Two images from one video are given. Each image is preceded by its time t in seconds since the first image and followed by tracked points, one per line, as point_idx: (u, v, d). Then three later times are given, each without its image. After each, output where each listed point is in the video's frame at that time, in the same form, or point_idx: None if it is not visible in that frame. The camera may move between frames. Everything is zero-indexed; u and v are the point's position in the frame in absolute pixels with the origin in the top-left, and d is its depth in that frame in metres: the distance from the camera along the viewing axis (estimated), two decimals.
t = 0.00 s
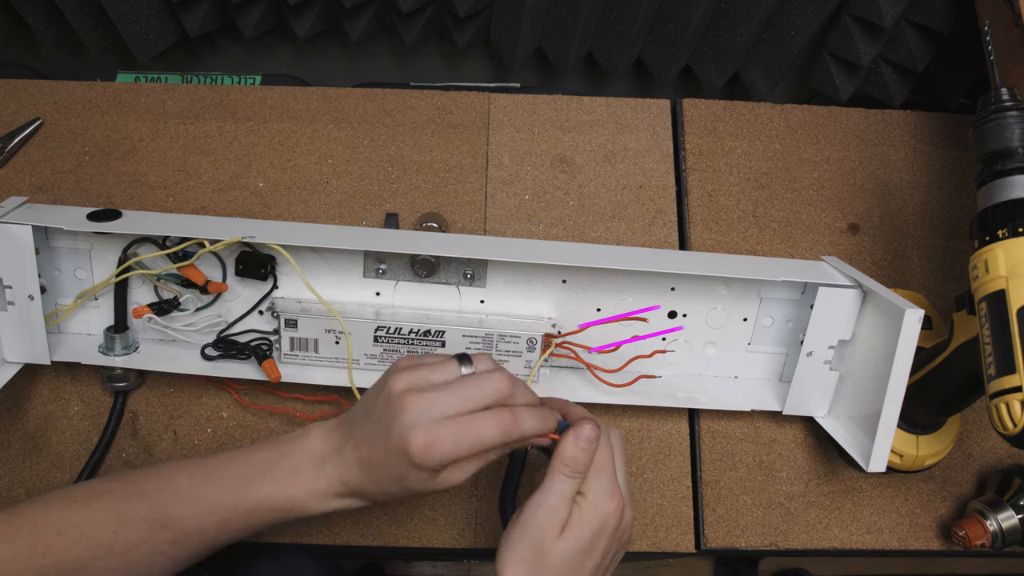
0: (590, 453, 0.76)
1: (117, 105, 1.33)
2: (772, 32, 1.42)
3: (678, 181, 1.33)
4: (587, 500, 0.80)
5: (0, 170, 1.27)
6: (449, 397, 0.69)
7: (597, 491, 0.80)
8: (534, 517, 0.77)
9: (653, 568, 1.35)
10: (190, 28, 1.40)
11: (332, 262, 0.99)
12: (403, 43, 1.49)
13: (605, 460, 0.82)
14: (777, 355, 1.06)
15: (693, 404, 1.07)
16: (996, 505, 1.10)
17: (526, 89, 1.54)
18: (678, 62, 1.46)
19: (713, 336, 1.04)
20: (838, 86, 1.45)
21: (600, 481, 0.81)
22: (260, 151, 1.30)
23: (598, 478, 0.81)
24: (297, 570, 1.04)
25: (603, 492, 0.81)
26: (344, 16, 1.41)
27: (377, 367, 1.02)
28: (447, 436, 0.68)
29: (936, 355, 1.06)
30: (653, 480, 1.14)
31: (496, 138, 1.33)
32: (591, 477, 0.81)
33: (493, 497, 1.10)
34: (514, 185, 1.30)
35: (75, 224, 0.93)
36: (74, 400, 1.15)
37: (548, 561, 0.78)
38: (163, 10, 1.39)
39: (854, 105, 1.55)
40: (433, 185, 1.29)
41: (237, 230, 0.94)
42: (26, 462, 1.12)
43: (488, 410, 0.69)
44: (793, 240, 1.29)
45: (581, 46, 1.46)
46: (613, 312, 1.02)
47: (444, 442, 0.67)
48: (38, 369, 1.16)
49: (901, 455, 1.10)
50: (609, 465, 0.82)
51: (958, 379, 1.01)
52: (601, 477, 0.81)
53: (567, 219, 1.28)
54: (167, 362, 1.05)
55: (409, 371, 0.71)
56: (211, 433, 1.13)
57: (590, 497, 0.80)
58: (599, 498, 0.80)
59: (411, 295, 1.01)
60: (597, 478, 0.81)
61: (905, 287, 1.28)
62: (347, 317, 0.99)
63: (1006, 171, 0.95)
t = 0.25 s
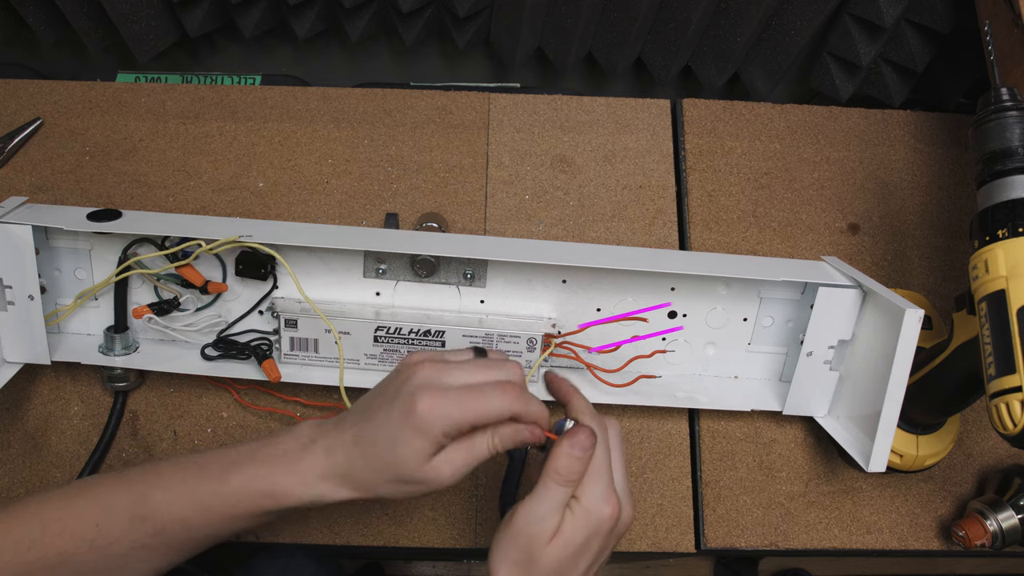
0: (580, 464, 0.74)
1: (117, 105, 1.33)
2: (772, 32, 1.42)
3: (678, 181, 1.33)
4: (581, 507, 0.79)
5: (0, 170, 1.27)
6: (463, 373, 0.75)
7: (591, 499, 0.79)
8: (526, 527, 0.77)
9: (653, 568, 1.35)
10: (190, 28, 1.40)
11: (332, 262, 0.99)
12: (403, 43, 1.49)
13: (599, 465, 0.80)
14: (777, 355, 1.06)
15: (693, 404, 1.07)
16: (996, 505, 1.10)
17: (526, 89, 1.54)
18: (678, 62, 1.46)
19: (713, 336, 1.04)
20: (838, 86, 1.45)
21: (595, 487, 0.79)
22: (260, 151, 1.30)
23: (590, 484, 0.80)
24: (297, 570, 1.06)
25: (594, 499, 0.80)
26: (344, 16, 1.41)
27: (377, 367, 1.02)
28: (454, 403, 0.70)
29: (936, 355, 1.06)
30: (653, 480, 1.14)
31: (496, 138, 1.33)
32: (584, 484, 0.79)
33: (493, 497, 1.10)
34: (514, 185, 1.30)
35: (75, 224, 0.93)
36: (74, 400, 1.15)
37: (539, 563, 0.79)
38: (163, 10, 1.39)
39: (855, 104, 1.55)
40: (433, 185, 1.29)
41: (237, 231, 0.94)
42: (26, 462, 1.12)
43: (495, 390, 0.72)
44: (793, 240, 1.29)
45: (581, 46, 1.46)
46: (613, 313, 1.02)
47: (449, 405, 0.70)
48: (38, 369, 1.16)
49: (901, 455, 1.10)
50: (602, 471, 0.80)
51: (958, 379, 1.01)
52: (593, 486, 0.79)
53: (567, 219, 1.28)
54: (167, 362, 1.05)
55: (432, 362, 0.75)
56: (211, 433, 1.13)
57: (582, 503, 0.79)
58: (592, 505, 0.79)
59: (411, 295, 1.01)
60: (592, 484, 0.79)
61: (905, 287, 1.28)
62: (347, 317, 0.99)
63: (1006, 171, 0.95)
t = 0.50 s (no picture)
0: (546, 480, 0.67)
1: (117, 105, 1.33)
2: (772, 32, 1.42)
3: (678, 181, 1.33)
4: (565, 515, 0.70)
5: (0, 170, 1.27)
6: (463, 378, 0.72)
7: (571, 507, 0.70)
8: (514, 535, 0.74)
9: (653, 568, 1.35)
10: (190, 28, 1.40)
11: (332, 262, 0.99)
12: (403, 43, 1.49)
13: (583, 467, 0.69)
14: (777, 355, 1.06)
15: (693, 404, 1.07)
16: (996, 505, 1.10)
17: (526, 89, 1.54)
18: (678, 62, 1.46)
19: (713, 336, 1.04)
20: (838, 86, 1.45)
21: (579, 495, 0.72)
22: (260, 151, 1.30)
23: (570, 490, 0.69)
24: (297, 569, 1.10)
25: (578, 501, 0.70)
26: (344, 16, 1.41)
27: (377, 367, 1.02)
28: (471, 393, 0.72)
29: (936, 355, 1.06)
30: (653, 480, 1.14)
31: (496, 138, 1.33)
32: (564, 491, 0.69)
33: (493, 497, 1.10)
34: (514, 185, 1.30)
35: (75, 224, 0.93)
36: (74, 400, 1.15)
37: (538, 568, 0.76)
38: (163, 10, 1.39)
39: (855, 105, 1.55)
40: (433, 185, 1.29)
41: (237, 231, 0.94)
42: (26, 462, 1.12)
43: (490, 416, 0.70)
44: (793, 240, 1.29)
45: (581, 46, 1.46)
46: (613, 313, 1.02)
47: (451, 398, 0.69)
48: (38, 369, 1.16)
49: (901, 455, 1.10)
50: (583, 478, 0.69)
51: (958, 379, 1.01)
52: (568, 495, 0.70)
53: (567, 219, 1.28)
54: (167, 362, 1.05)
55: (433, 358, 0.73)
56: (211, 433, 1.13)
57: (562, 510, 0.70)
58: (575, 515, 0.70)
59: (411, 295, 1.01)
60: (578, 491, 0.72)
61: (905, 287, 1.28)
62: (347, 317, 0.99)
63: (1006, 171, 0.95)
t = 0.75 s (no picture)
0: (576, 466, 0.69)
1: (117, 105, 1.33)
2: (772, 32, 1.42)
3: (678, 181, 1.33)
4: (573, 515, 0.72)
5: (0, 170, 1.27)
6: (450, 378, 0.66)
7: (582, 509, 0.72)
8: (519, 523, 0.75)
9: (653, 568, 1.35)
10: (190, 28, 1.40)
11: (332, 262, 0.99)
12: (403, 43, 1.49)
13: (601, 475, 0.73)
14: (777, 355, 1.06)
15: (693, 404, 1.07)
16: (996, 505, 1.10)
17: (526, 89, 1.54)
18: (678, 63, 1.46)
19: (713, 336, 1.04)
20: (838, 86, 1.45)
21: (589, 490, 0.72)
22: (260, 151, 1.30)
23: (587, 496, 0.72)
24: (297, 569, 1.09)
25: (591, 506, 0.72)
26: (344, 16, 1.41)
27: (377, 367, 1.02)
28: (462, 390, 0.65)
29: (936, 355, 1.07)
30: (653, 479, 1.14)
31: (496, 138, 1.33)
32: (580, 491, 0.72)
33: (494, 497, 1.10)
34: (514, 185, 1.30)
35: (75, 224, 0.93)
36: (74, 400, 1.15)
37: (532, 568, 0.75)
38: (163, 10, 1.39)
39: (855, 105, 1.55)
40: (433, 185, 1.29)
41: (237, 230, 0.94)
42: (26, 462, 1.12)
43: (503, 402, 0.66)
44: (793, 240, 1.29)
45: (581, 46, 1.46)
46: (613, 313, 1.02)
47: (438, 412, 0.62)
48: (38, 369, 1.16)
49: (901, 455, 1.10)
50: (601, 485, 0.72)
51: (958, 379, 1.01)
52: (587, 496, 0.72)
53: (567, 219, 1.28)
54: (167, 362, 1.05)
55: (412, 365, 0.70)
56: (211, 433, 1.13)
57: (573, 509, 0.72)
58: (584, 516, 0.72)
59: (411, 295, 1.01)
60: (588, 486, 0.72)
61: (905, 287, 1.28)
62: (347, 317, 0.99)
63: (1006, 171, 0.95)
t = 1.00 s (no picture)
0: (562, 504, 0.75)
1: (117, 105, 1.33)
2: (772, 32, 1.42)
3: (678, 181, 1.33)
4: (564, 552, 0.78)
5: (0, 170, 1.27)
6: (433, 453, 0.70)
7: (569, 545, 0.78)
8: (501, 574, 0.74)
9: (653, 568, 1.35)
10: (190, 28, 1.40)
11: (332, 261, 0.99)
12: (403, 44, 1.49)
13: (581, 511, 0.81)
14: (777, 355, 1.06)
15: (693, 404, 1.07)
16: (996, 505, 1.10)
17: (526, 89, 1.54)
18: (678, 63, 1.46)
19: (713, 336, 1.04)
20: (838, 86, 1.45)
21: (575, 537, 0.79)
22: (260, 151, 1.30)
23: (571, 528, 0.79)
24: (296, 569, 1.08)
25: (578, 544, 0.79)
26: (344, 16, 1.41)
27: (377, 367, 1.02)
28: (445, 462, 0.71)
29: (936, 355, 1.07)
30: (652, 479, 1.14)
31: (496, 138, 1.33)
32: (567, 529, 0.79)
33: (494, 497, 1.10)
34: (514, 185, 1.30)
35: (75, 224, 0.93)
36: (74, 400, 1.15)
37: None
38: (163, 10, 1.39)
39: (854, 105, 1.55)
40: (433, 184, 1.29)
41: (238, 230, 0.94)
42: (26, 462, 1.12)
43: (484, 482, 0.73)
44: (793, 240, 1.29)
45: (581, 46, 1.46)
46: (613, 313, 1.02)
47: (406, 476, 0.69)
48: (38, 369, 1.16)
49: (901, 455, 1.10)
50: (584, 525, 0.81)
51: (958, 379, 1.01)
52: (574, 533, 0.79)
53: (567, 219, 1.28)
54: (167, 362, 1.05)
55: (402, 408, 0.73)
56: (211, 433, 1.13)
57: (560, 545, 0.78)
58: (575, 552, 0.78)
59: (411, 295, 1.01)
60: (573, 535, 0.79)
61: (905, 287, 1.28)
62: (347, 317, 0.99)
63: (1006, 171, 0.95)
